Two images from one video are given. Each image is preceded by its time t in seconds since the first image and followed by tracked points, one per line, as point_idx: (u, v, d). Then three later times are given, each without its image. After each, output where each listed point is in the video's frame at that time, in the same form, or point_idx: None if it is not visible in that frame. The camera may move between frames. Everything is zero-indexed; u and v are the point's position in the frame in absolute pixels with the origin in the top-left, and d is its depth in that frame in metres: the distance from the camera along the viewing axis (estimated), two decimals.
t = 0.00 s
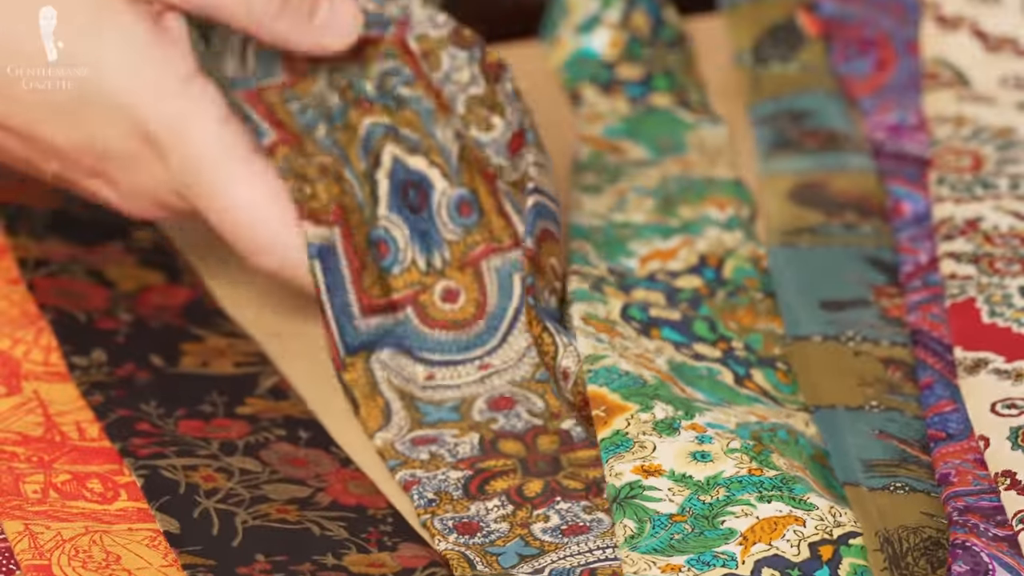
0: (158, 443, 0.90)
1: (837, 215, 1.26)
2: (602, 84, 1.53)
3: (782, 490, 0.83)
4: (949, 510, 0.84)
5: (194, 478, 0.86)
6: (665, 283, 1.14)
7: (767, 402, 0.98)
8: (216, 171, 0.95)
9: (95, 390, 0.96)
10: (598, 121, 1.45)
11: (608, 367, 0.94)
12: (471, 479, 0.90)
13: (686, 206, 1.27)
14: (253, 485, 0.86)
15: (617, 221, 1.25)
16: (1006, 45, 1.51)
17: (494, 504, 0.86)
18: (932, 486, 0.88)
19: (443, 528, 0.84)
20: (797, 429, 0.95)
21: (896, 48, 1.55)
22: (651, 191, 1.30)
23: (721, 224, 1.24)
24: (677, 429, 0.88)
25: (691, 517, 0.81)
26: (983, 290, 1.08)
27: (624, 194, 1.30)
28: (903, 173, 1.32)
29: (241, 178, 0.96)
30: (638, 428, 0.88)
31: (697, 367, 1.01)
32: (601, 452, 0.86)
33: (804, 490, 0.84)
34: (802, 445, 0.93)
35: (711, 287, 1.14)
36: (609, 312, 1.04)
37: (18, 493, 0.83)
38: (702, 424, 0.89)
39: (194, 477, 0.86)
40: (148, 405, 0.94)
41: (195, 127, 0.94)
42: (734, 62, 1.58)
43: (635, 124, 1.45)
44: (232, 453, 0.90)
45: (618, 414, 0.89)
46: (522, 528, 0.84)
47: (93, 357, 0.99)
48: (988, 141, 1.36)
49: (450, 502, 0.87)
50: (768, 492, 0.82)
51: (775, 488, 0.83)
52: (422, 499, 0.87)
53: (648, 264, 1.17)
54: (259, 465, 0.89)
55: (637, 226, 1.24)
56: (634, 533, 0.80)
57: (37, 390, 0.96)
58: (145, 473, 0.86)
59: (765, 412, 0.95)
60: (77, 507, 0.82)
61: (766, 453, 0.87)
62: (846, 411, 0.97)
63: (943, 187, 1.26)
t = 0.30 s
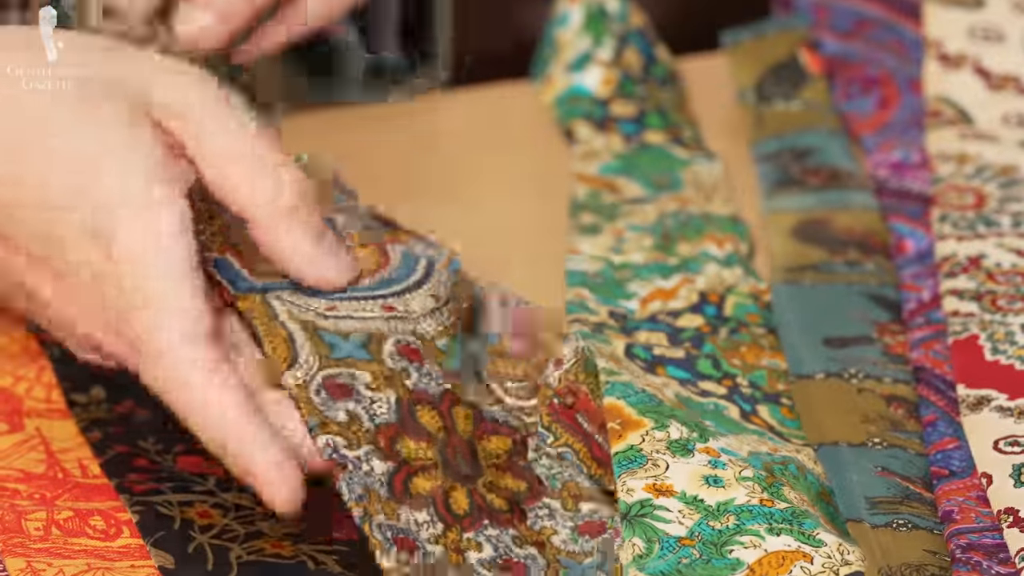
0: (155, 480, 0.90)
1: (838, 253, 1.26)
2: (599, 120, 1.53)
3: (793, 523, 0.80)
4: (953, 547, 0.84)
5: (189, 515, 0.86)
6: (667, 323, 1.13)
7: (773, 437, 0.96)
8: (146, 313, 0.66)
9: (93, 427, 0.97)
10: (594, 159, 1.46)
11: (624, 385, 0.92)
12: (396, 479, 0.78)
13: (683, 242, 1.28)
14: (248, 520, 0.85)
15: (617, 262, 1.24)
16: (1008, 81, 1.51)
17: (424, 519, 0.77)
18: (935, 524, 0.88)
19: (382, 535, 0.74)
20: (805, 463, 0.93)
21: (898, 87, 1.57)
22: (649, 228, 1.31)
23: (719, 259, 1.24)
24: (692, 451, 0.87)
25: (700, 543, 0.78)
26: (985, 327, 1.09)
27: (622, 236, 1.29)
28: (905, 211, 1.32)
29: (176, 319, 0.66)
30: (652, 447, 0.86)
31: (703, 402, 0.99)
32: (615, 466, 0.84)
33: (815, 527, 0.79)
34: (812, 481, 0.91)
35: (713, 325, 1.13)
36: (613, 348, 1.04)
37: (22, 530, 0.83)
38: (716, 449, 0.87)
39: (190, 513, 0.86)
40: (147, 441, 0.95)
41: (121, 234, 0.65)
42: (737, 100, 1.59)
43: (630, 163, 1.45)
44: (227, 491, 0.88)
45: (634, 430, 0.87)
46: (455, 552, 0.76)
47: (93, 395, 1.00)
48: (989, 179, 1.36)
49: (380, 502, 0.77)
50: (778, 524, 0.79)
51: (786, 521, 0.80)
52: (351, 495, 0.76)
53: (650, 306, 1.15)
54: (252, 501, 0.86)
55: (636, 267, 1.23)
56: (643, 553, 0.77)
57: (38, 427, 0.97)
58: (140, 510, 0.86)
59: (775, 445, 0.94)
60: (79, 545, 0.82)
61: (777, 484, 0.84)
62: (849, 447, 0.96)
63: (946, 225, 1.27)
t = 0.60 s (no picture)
0: (155, 482, 0.90)
1: (839, 257, 1.26)
2: (598, 124, 1.53)
3: (788, 528, 0.81)
4: (954, 551, 0.83)
5: (189, 517, 0.86)
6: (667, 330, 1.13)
7: (774, 440, 0.97)
8: (69, 253, 0.70)
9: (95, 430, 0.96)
10: (594, 163, 1.45)
11: (617, 402, 0.92)
12: (401, 529, 0.86)
13: (685, 244, 1.28)
14: (248, 524, 0.87)
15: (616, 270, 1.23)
16: (1010, 86, 1.51)
17: (429, 553, 0.83)
18: (938, 528, 0.88)
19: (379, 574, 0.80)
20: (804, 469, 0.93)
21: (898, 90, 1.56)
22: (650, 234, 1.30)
23: (721, 263, 1.24)
24: (686, 462, 0.86)
25: (698, 551, 0.78)
26: (987, 331, 1.09)
27: (622, 242, 1.28)
28: (907, 215, 1.32)
29: (81, 235, 0.70)
30: (648, 458, 0.86)
31: (703, 410, 0.99)
32: (611, 480, 0.84)
33: (812, 531, 0.81)
34: (810, 485, 0.91)
35: (713, 329, 1.13)
36: (611, 360, 1.04)
37: (24, 534, 0.83)
38: (711, 459, 0.87)
39: (191, 517, 0.86)
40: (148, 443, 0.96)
41: (100, 166, 0.70)
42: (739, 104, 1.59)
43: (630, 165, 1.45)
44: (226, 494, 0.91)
45: (629, 442, 0.87)
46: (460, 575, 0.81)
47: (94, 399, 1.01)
48: (992, 184, 1.36)
49: (383, 548, 0.84)
50: (775, 530, 0.80)
51: (782, 527, 0.81)
52: (354, 545, 0.84)
53: (651, 313, 1.15)
54: (252, 508, 0.89)
55: (636, 274, 1.23)
56: (640, 564, 0.77)
57: (39, 430, 0.97)
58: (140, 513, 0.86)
59: (772, 452, 0.94)
60: (81, 549, 0.83)
61: (774, 491, 0.85)
62: (851, 452, 0.96)
63: (947, 229, 1.27)
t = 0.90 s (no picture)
0: (164, 464, 0.90)
1: (849, 239, 1.26)
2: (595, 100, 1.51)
3: (800, 516, 0.82)
4: (964, 533, 0.83)
5: (199, 499, 0.86)
6: (657, 309, 1.13)
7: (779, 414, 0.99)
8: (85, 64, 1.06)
9: (105, 412, 0.97)
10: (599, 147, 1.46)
11: (628, 377, 0.91)
12: (411, 511, 0.87)
13: (666, 226, 1.27)
14: (257, 507, 0.87)
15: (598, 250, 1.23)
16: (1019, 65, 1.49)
17: (438, 535, 0.84)
18: (947, 510, 0.88)
19: (389, 555, 0.81)
20: (811, 453, 0.94)
21: (908, 71, 1.56)
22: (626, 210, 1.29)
23: (703, 243, 1.23)
24: (699, 442, 0.87)
25: (711, 534, 0.80)
26: (997, 313, 1.07)
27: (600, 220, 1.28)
28: (916, 197, 1.32)
29: (114, 56, 1.06)
30: (661, 436, 0.86)
31: (707, 385, 1.01)
32: (625, 457, 0.85)
33: (824, 519, 0.82)
34: (820, 472, 0.92)
35: (703, 308, 1.13)
36: (611, 337, 1.05)
37: (34, 516, 0.83)
38: (723, 441, 0.87)
39: (200, 499, 0.86)
40: (158, 424, 0.97)
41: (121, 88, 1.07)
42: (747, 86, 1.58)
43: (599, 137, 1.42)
44: (238, 476, 0.92)
45: (642, 418, 0.87)
46: (471, 557, 0.82)
47: (105, 380, 1.02)
48: (1003, 164, 1.36)
49: (393, 531, 0.84)
50: (787, 516, 0.81)
51: (794, 514, 0.82)
52: (362, 527, 0.84)
53: (638, 292, 1.15)
54: (263, 490, 0.90)
55: (619, 253, 1.23)
56: (654, 548, 0.78)
57: (50, 412, 0.97)
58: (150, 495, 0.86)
59: (779, 436, 0.94)
60: (91, 531, 0.83)
61: (785, 478, 0.85)
62: (861, 433, 0.96)
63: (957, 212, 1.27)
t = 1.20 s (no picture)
0: (167, 460, 0.91)
1: (853, 235, 1.25)
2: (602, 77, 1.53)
3: (787, 508, 0.84)
4: (967, 529, 0.83)
5: (202, 496, 0.87)
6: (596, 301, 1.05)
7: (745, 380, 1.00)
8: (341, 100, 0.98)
9: (107, 408, 0.98)
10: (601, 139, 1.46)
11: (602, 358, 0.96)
12: (413, 507, 0.87)
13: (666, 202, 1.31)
14: (260, 502, 0.87)
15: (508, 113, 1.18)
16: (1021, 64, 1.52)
17: (440, 531, 0.84)
18: (951, 506, 0.88)
19: (391, 550, 0.81)
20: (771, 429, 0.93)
21: (912, 68, 1.56)
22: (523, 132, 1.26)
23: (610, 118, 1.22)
24: (683, 421, 0.90)
25: (699, 531, 0.81)
26: (1000, 309, 1.09)
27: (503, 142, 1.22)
28: (920, 193, 1.32)
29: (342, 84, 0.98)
30: (647, 414, 0.89)
31: (662, 362, 1.00)
32: (612, 441, 0.87)
33: (809, 512, 0.84)
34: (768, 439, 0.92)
35: (638, 227, 1.13)
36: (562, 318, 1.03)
37: (38, 512, 0.83)
38: (705, 422, 0.91)
39: (203, 495, 0.87)
40: (161, 420, 0.97)
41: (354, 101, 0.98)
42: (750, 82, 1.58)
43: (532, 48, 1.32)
44: (240, 472, 0.92)
45: (628, 394, 0.91)
46: (472, 553, 0.81)
47: (107, 376, 1.02)
48: (1006, 161, 1.36)
49: (394, 526, 0.84)
50: (774, 508, 0.84)
51: (780, 505, 0.84)
52: (364, 522, 0.84)
53: (566, 207, 1.12)
54: (265, 486, 0.90)
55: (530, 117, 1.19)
56: (643, 551, 0.79)
57: (54, 408, 0.97)
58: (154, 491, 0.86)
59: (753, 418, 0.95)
60: (94, 527, 0.83)
61: (768, 465, 0.89)
62: (865, 424, 0.97)
63: (962, 208, 1.27)
